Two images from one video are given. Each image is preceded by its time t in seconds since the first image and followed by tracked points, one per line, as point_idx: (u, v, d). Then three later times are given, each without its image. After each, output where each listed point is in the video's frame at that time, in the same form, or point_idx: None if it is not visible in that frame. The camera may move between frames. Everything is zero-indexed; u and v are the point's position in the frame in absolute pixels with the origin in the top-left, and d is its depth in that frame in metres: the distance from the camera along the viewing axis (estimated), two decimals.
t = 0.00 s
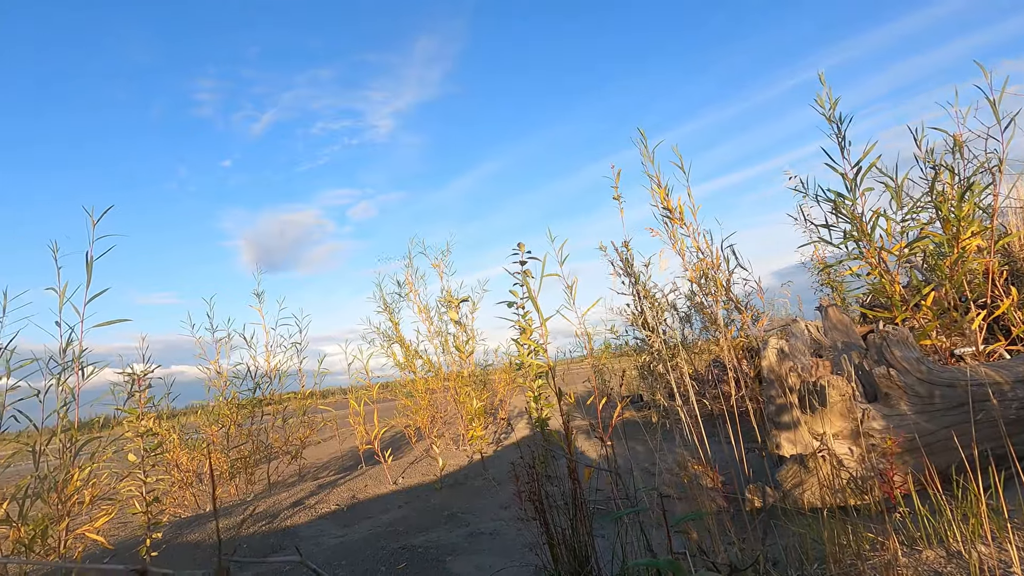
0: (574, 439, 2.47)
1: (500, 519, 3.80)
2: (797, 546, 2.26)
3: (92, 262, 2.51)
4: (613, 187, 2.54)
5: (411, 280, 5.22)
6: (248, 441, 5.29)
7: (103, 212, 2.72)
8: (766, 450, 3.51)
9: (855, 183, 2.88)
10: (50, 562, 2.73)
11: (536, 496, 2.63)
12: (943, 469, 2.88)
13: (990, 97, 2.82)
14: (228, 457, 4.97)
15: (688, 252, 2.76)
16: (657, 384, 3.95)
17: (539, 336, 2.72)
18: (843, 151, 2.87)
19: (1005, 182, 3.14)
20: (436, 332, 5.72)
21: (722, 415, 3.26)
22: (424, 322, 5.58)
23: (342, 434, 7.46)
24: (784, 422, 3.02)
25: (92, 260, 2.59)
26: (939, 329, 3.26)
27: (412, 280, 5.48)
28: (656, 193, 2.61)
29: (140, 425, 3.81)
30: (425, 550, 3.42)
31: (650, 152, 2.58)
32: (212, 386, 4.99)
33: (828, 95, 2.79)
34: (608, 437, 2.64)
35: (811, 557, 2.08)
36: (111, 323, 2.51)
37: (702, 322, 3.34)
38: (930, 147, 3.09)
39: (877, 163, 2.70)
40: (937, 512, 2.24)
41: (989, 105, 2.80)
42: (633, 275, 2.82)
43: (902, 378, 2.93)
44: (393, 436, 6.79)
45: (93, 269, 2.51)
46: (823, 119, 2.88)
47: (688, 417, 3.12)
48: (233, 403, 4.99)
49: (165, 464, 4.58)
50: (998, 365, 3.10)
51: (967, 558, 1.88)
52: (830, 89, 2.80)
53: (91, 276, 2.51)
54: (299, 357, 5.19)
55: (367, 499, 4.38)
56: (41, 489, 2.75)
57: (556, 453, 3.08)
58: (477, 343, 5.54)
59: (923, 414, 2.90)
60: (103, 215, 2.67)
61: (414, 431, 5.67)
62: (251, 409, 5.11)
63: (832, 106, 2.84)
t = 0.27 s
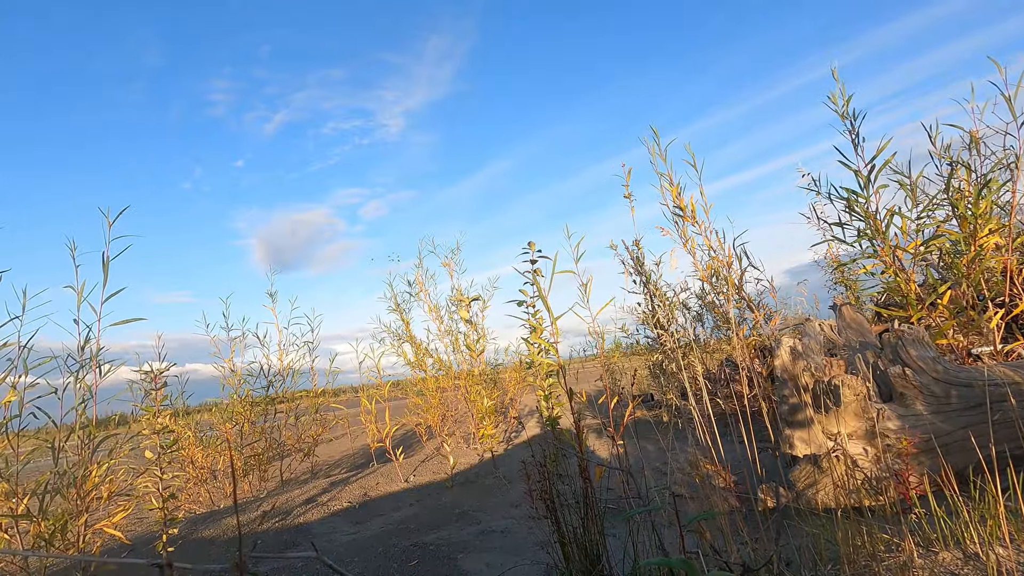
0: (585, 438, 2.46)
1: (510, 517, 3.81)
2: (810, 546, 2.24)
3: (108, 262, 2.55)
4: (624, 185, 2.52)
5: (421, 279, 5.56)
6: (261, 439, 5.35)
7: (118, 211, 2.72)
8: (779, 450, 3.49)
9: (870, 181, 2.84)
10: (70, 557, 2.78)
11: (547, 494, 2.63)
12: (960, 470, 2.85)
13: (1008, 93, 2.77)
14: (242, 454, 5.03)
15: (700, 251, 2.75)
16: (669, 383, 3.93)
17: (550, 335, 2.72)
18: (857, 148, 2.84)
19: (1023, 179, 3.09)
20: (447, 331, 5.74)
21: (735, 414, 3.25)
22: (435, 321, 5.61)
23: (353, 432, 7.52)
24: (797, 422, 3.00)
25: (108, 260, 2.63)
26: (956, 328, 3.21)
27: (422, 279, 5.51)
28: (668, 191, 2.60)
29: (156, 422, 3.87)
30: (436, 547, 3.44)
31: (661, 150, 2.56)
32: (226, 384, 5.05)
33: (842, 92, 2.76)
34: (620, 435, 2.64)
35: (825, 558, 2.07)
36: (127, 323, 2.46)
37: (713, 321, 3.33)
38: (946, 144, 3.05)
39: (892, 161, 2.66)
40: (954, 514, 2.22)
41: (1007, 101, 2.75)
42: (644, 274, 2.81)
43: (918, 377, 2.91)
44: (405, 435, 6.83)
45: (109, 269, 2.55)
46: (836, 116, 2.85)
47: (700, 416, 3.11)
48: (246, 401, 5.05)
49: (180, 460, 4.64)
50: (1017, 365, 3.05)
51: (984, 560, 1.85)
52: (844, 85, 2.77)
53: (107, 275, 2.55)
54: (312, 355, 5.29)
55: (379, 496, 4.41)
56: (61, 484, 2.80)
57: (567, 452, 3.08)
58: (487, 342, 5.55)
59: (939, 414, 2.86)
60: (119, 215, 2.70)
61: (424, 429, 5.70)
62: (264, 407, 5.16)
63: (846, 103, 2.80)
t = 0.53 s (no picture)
0: (594, 437, 2.46)
1: (520, 516, 3.82)
2: (822, 547, 2.22)
3: (124, 262, 2.59)
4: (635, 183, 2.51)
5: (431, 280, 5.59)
6: (274, 437, 5.40)
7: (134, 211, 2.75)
8: (791, 451, 3.46)
9: (883, 178, 2.80)
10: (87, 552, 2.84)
11: (556, 493, 2.63)
12: (977, 472, 2.81)
13: None
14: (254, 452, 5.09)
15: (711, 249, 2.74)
16: (679, 382, 3.91)
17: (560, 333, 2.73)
18: (870, 145, 2.81)
19: None
20: (456, 330, 5.76)
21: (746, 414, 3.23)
22: (444, 321, 5.62)
23: (364, 431, 7.57)
24: (809, 422, 2.98)
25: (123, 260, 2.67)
26: (972, 327, 3.16)
27: (432, 278, 5.53)
28: (680, 189, 2.59)
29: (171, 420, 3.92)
30: (447, 545, 3.46)
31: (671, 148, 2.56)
32: (239, 382, 5.11)
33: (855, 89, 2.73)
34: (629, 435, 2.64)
35: (837, 559, 2.05)
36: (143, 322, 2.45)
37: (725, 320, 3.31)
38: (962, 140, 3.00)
39: (906, 157, 2.63)
40: (969, 516, 2.19)
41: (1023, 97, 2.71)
42: (655, 272, 2.81)
43: (933, 377, 2.87)
44: (415, 433, 6.86)
45: (125, 269, 2.59)
46: (849, 113, 2.82)
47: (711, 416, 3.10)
48: (259, 399, 5.09)
49: (194, 458, 4.70)
50: None
51: (1000, 562, 1.83)
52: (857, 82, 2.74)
53: (123, 275, 2.59)
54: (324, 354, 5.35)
55: (389, 494, 4.44)
56: (78, 481, 2.85)
57: (577, 451, 3.08)
58: (497, 341, 5.56)
59: (954, 415, 2.82)
60: (134, 216, 2.74)
61: (435, 428, 5.73)
62: (276, 405, 5.21)
63: (859, 100, 2.77)
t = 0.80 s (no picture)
0: (604, 436, 2.46)
1: (530, 514, 3.82)
2: (835, 548, 2.20)
3: (140, 262, 2.63)
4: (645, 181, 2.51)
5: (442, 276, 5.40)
6: (286, 435, 5.46)
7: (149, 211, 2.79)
8: (803, 450, 3.43)
9: (898, 175, 2.77)
10: (104, 547, 2.88)
11: (566, 492, 2.63)
12: (994, 473, 2.76)
13: None
14: (267, 449, 5.14)
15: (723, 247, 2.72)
16: (689, 382, 3.89)
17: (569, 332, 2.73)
18: (884, 141, 2.78)
19: None
20: (467, 329, 5.77)
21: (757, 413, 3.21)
22: (455, 320, 5.64)
23: (375, 429, 7.62)
24: (822, 422, 2.96)
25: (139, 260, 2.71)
26: (989, 326, 3.11)
27: (443, 278, 5.55)
28: (690, 186, 2.58)
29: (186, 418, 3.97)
30: (457, 543, 3.47)
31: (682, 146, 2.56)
32: (252, 381, 5.16)
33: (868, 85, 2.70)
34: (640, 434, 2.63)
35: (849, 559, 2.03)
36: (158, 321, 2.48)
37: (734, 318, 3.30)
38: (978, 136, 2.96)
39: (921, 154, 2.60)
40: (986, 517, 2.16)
41: None
42: (665, 271, 2.80)
43: (948, 376, 2.84)
44: (425, 432, 6.90)
45: (140, 268, 2.63)
46: (863, 109, 2.79)
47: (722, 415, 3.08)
48: (272, 398, 5.14)
49: (208, 455, 4.76)
50: None
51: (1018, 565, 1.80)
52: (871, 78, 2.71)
53: (139, 275, 2.62)
54: (335, 352, 5.41)
55: (400, 492, 4.47)
56: (95, 478, 2.90)
57: (587, 450, 3.08)
58: (507, 340, 5.57)
59: (970, 415, 2.78)
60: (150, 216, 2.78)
61: (445, 427, 5.75)
62: (289, 404, 5.26)
63: (873, 96, 2.73)
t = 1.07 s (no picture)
0: (615, 435, 2.45)
1: (541, 513, 3.83)
2: (850, 549, 2.18)
3: (155, 261, 2.66)
4: (656, 180, 2.50)
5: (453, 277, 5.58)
6: (298, 432, 5.50)
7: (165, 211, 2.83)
8: (816, 450, 3.41)
9: (914, 172, 2.73)
10: (122, 542, 2.93)
11: (577, 491, 2.63)
12: (1012, 474, 2.72)
13: None
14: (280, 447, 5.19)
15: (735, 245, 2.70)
16: (701, 381, 3.88)
17: (580, 332, 2.73)
18: (900, 138, 2.74)
19: None
20: (477, 328, 5.78)
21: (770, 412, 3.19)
22: (466, 318, 5.65)
23: (386, 427, 7.67)
24: (836, 422, 2.94)
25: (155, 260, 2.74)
26: (1008, 325, 3.06)
27: (453, 276, 5.56)
28: (701, 185, 2.56)
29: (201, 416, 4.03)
30: (468, 541, 3.49)
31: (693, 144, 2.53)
32: (265, 379, 5.21)
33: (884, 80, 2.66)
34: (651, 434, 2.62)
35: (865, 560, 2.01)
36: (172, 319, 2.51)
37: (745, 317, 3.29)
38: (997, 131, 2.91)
39: (939, 150, 2.56)
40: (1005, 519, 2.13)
41: None
42: (677, 269, 2.78)
43: (965, 376, 2.80)
44: (436, 430, 6.93)
45: (155, 267, 2.66)
46: (878, 105, 2.76)
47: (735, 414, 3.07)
48: (285, 396, 5.18)
49: (222, 453, 4.81)
50: None
51: None
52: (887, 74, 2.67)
53: (154, 274, 2.65)
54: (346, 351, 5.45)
55: (412, 490, 4.49)
56: (112, 474, 2.94)
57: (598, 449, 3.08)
58: (517, 338, 5.57)
59: (988, 415, 2.74)
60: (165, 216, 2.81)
61: (456, 425, 5.77)
62: (301, 401, 5.30)
63: (889, 92, 2.70)
